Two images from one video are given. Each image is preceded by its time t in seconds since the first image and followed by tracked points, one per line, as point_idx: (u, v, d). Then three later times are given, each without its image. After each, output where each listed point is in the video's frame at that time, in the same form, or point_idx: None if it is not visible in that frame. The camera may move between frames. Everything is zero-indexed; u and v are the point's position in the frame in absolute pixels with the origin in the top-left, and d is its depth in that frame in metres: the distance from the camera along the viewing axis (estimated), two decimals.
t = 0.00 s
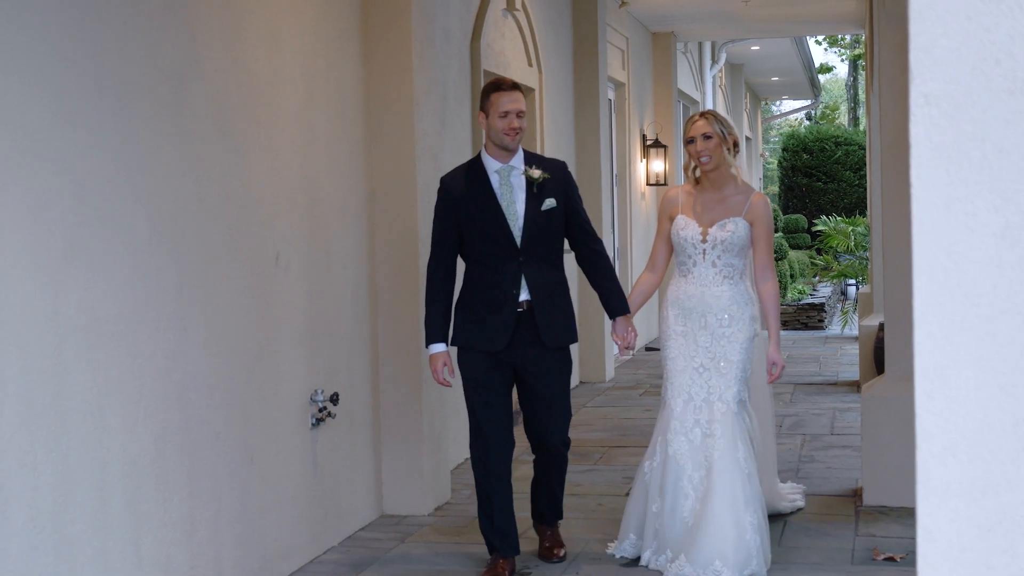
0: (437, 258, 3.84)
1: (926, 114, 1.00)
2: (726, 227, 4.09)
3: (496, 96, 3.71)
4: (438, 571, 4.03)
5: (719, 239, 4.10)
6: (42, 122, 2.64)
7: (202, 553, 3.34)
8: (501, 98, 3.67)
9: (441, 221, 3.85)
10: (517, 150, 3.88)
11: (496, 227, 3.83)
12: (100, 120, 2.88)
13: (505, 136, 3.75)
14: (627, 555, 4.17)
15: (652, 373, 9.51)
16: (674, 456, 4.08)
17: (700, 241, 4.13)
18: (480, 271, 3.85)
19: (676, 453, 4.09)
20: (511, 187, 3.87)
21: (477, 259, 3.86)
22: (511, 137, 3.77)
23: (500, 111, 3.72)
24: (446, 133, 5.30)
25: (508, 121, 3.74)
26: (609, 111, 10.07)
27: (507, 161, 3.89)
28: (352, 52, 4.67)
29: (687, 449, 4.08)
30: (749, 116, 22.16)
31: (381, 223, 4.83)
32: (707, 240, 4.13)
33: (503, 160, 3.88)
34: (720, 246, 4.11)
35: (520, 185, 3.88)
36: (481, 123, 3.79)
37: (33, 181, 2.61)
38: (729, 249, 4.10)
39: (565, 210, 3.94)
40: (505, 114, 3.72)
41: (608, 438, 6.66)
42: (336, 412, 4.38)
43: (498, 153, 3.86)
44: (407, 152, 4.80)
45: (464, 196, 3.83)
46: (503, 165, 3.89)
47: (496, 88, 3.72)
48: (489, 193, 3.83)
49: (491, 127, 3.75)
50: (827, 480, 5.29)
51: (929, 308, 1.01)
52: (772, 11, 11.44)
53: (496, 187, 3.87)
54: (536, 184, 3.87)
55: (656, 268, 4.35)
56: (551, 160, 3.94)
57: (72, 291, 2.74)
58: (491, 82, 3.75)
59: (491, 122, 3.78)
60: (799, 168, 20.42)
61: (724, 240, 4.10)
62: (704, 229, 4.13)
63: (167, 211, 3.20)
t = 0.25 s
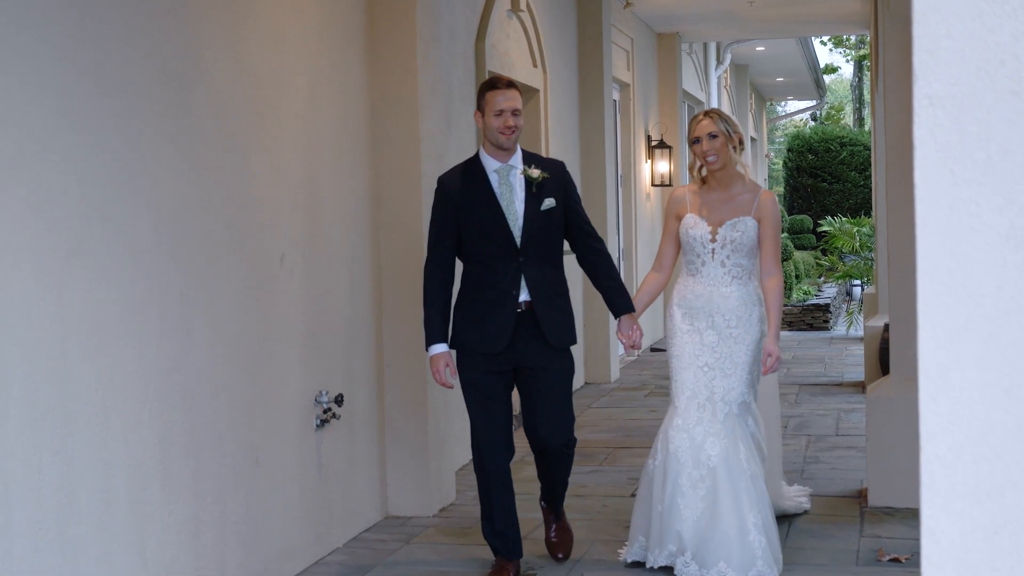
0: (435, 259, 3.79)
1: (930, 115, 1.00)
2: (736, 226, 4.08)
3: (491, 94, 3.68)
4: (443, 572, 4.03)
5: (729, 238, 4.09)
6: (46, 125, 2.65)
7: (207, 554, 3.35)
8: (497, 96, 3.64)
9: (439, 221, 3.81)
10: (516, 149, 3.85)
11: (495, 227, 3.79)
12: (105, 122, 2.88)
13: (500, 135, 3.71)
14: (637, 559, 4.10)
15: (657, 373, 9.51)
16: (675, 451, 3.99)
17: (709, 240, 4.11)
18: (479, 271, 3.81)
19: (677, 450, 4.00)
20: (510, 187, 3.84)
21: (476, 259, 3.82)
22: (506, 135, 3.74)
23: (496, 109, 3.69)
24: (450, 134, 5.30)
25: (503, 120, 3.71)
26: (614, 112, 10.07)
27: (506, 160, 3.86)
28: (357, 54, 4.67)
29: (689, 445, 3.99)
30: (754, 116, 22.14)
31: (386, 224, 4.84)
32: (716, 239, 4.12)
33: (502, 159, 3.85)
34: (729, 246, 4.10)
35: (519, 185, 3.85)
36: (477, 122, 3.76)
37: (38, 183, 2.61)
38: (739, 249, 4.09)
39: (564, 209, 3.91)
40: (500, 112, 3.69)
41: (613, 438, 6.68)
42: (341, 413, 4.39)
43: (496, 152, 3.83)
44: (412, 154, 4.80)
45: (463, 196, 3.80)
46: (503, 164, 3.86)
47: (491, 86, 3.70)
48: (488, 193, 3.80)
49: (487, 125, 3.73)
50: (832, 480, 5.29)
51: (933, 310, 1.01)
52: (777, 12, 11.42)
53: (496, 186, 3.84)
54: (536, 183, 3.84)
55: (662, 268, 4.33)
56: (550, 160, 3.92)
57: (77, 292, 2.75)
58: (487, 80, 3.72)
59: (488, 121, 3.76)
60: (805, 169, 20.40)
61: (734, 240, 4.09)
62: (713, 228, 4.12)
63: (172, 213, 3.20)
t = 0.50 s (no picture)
0: (433, 258, 3.76)
1: (933, 115, 0.99)
2: (742, 227, 4.02)
3: (490, 92, 3.66)
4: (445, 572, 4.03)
5: (735, 239, 4.02)
6: (47, 125, 2.65)
7: (209, 554, 3.35)
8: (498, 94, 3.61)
9: (437, 220, 3.79)
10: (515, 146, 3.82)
11: (493, 225, 3.77)
12: (107, 122, 2.88)
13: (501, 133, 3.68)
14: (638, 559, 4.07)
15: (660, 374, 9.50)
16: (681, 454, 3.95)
17: (716, 241, 4.05)
18: (477, 271, 3.78)
19: (684, 451, 3.96)
20: (509, 185, 3.82)
21: (474, 258, 3.80)
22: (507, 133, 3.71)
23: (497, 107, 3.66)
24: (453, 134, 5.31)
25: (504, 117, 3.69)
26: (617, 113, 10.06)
27: (505, 158, 3.84)
28: (359, 55, 4.67)
29: (695, 447, 3.95)
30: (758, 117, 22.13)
31: (389, 225, 4.84)
32: (722, 240, 4.06)
33: (501, 157, 3.83)
34: (735, 247, 4.03)
35: (518, 183, 3.83)
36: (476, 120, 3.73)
37: (40, 183, 2.62)
38: (745, 250, 4.02)
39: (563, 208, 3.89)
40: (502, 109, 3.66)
41: (616, 438, 6.69)
42: (343, 413, 4.39)
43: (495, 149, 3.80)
44: (414, 154, 4.80)
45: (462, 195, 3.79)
46: (501, 162, 3.84)
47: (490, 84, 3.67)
48: (486, 191, 3.79)
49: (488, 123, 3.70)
50: (834, 480, 5.29)
51: (935, 310, 1.01)
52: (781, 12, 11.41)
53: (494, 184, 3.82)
54: (534, 181, 3.82)
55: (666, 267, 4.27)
56: (549, 159, 3.90)
57: (80, 292, 2.75)
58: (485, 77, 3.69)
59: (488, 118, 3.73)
60: (808, 169, 20.38)
61: (740, 241, 4.03)
62: (719, 229, 4.06)
63: (174, 213, 3.20)
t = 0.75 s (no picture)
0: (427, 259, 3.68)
1: (932, 116, 0.99)
2: (744, 231, 3.89)
3: (495, 89, 3.59)
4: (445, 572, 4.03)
5: (738, 243, 3.89)
6: (48, 124, 2.65)
7: (209, 554, 3.35)
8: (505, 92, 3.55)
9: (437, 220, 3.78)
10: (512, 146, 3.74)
11: (489, 226, 3.68)
12: (107, 121, 2.89)
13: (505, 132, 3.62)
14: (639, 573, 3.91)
15: (661, 374, 9.51)
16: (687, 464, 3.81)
17: (717, 245, 3.92)
18: (472, 272, 3.70)
19: (688, 459, 3.83)
20: (505, 184, 3.72)
21: (468, 259, 3.72)
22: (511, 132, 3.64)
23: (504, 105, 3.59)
24: (454, 134, 5.31)
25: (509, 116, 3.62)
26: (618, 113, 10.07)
27: (501, 157, 3.74)
28: (360, 55, 4.67)
29: (699, 455, 3.82)
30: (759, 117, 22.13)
31: (389, 224, 4.84)
32: (724, 243, 3.93)
33: (497, 155, 3.73)
34: (738, 250, 3.91)
35: (514, 183, 3.72)
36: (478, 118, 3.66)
37: (40, 183, 2.62)
38: (748, 253, 3.90)
39: (559, 209, 3.79)
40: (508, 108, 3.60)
41: (616, 438, 6.69)
42: (343, 413, 4.39)
43: (493, 148, 3.72)
44: (414, 153, 4.80)
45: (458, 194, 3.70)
46: (497, 161, 3.74)
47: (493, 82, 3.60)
48: (481, 191, 3.69)
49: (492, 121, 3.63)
50: (834, 481, 5.29)
51: (935, 311, 1.01)
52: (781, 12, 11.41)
53: (490, 184, 3.72)
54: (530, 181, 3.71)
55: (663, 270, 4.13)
56: (546, 159, 3.79)
57: (80, 292, 2.75)
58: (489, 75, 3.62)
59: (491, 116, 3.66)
60: (809, 169, 20.39)
61: (742, 245, 3.90)
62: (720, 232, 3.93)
63: (174, 213, 3.20)
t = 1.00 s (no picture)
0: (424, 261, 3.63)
1: (932, 116, 0.99)
2: (747, 235, 3.76)
3: (498, 89, 3.56)
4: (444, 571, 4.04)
5: (741, 247, 3.76)
6: (48, 124, 2.65)
7: (208, 554, 3.34)
8: (507, 90, 3.52)
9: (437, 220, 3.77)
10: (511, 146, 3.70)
11: (486, 228, 3.63)
12: (108, 122, 2.89)
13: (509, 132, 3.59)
14: None
15: (661, 373, 9.51)
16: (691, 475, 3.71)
17: (719, 249, 3.79)
18: (468, 274, 3.65)
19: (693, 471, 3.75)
20: (503, 185, 3.66)
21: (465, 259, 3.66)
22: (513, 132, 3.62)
23: (506, 104, 3.55)
24: (454, 133, 5.30)
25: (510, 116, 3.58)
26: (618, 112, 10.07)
27: (499, 157, 3.69)
28: (360, 54, 4.67)
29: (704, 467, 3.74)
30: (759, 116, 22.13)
31: (389, 224, 4.84)
32: (726, 247, 3.80)
33: (495, 156, 3.68)
34: (740, 255, 3.78)
35: (512, 183, 3.67)
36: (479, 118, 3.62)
37: (40, 184, 2.62)
38: (750, 258, 3.77)
39: (558, 211, 3.71)
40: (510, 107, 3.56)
41: (617, 438, 6.68)
42: (343, 413, 4.39)
43: (493, 148, 3.67)
44: (415, 153, 4.80)
45: (456, 195, 3.65)
46: (496, 161, 3.69)
47: (495, 82, 3.57)
48: (477, 192, 3.64)
49: (494, 120, 3.59)
50: (834, 480, 5.29)
51: (934, 311, 1.00)
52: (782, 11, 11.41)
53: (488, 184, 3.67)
54: (527, 182, 3.64)
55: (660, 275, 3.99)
56: (546, 160, 3.72)
57: (80, 292, 2.75)
58: (492, 75, 3.59)
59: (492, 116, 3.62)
60: (809, 168, 20.39)
61: (745, 249, 3.77)
62: (722, 236, 3.79)
63: (173, 212, 3.20)
